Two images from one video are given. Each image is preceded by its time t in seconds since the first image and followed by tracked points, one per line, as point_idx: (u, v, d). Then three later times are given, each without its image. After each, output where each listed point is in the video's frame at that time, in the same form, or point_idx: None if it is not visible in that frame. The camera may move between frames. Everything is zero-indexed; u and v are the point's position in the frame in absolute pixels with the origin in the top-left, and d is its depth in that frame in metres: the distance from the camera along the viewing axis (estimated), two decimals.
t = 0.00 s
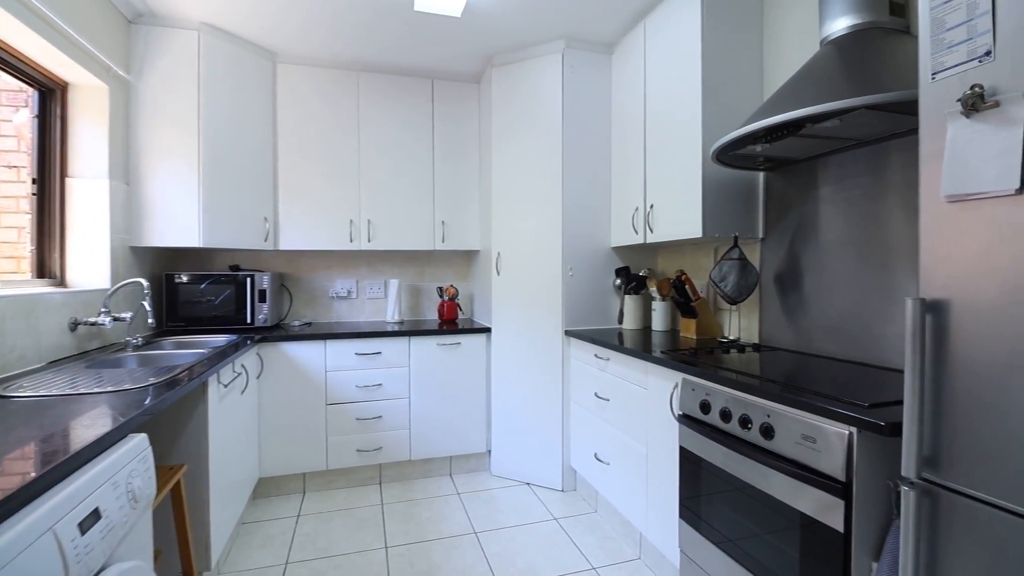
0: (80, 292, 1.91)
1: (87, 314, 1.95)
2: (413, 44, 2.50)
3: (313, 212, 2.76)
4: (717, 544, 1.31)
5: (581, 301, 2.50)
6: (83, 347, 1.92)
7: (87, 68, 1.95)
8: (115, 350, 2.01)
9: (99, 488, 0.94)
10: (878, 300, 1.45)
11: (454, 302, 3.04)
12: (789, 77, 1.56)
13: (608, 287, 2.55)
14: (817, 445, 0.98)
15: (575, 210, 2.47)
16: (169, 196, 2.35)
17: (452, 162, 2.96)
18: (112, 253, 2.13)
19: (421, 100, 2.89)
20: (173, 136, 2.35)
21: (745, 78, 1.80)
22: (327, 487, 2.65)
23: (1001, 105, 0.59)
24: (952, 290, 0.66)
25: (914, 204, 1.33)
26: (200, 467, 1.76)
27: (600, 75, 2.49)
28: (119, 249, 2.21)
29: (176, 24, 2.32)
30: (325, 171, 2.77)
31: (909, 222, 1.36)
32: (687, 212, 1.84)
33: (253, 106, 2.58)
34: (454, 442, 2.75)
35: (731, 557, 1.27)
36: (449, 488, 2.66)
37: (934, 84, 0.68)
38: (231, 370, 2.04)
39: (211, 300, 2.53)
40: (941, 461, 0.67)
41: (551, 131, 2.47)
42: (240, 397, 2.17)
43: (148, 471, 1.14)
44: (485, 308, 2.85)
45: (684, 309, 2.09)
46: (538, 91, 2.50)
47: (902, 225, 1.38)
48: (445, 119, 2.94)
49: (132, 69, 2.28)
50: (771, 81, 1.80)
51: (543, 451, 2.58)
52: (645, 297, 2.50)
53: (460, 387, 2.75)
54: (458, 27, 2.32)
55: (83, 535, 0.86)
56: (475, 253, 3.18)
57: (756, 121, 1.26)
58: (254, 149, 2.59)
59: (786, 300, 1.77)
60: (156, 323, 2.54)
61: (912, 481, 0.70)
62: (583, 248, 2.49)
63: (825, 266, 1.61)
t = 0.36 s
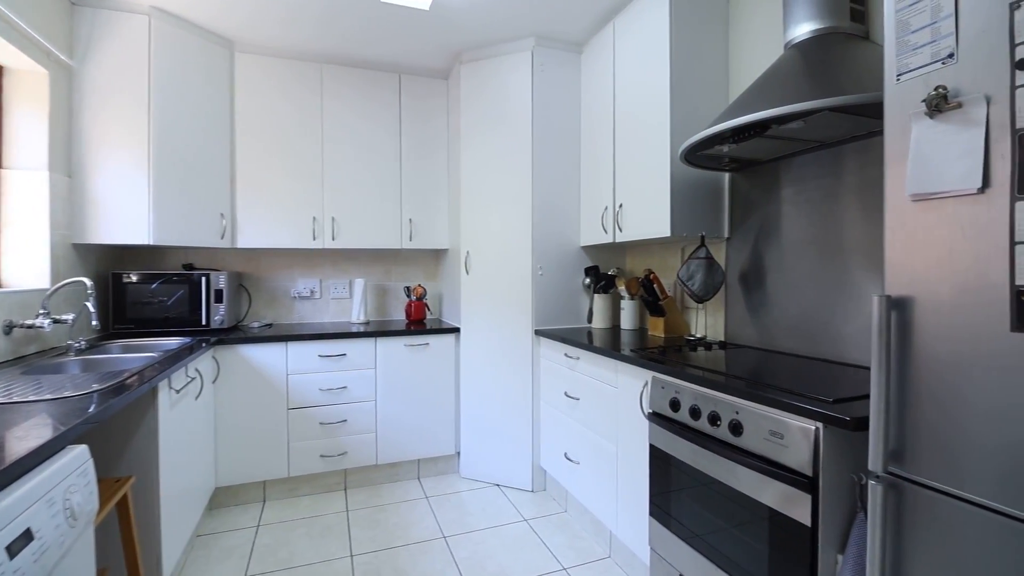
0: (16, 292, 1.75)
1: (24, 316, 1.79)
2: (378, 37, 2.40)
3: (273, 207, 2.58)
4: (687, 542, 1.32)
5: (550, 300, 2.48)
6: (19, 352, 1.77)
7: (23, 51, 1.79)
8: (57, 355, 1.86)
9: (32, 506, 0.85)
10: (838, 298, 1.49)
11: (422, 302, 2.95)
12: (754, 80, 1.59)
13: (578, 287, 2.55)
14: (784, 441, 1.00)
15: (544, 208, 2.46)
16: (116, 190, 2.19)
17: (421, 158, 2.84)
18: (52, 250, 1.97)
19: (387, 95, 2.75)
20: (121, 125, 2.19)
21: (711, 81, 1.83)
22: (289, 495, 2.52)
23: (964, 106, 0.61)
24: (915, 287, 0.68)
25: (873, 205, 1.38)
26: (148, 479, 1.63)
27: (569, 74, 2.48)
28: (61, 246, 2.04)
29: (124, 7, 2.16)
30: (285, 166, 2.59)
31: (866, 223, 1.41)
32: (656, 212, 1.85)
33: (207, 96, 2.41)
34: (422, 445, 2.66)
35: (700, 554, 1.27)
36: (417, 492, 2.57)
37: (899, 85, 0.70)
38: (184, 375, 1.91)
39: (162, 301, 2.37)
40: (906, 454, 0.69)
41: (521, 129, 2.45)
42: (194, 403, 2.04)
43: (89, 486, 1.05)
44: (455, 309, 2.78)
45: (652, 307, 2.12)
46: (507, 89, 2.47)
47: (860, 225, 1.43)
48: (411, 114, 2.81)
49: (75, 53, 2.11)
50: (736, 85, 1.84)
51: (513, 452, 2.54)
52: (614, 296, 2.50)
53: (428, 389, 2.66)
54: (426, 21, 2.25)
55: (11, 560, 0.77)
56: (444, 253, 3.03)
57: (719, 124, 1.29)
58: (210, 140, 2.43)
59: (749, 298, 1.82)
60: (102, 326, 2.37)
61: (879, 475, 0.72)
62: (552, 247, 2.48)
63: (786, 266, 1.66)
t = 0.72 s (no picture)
0: None
1: None
2: (340, 29, 2.30)
3: (225, 202, 2.45)
4: (656, 539, 1.32)
5: (519, 299, 2.46)
6: None
7: None
8: None
9: None
10: (797, 295, 1.54)
11: (388, 302, 2.86)
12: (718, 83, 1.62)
13: (546, 286, 2.54)
14: (748, 436, 1.01)
15: (512, 207, 2.43)
16: (59, 187, 1.98)
17: (386, 154, 2.73)
18: None
19: (351, 89, 2.64)
20: (63, 117, 1.97)
21: (675, 84, 1.86)
22: (248, 505, 2.38)
23: (921, 108, 0.63)
24: (874, 284, 0.70)
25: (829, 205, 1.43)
26: (90, 491, 1.50)
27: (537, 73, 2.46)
28: None
29: None
30: (240, 160, 2.46)
31: (822, 222, 1.46)
32: (624, 211, 1.86)
33: (159, 84, 2.24)
34: (388, 449, 2.58)
35: (669, 550, 1.27)
36: (382, 496, 2.49)
37: (859, 88, 0.72)
38: (131, 380, 1.77)
39: (108, 302, 2.20)
40: (866, 447, 0.71)
41: (489, 127, 2.42)
42: (141, 411, 1.89)
43: (21, 502, 0.95)
44: (421, 309, 2.70)
45: (619, 306, 2.14)
46: (475, 86, 2.44)
47: (817, 224, 1.48)
48: (377, 112, 2.70)
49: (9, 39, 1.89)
50: (699, 88, 1.88)
51: (481, 454, 2.49)
52: (581, 295, 2.51)
53: (394, 391, 2.58)
54: (391, 14, 2.18)
55: None
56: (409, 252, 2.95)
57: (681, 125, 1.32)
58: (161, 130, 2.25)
59: (711, 295, 1.86)
60: (40, 331, 2.18)
61: (840, 468, 0.74)
62: (520, 246, 2.46)
63: (747, 265, 1.71)
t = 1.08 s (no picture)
0: None
1: None
2: (302, 20, 2.18)
3: (181, 194, 2.26)
4: (632, 538, 1.31)
5: (489, 298, 2.43)
6: None
7: None
8: None
9: None
10: (763, 291, 1.57)
11: (354, 301, 2.76)
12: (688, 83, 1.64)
13: (516, 285, 2.51)
14: (721, 432, 1.02)
15: (483, 204, 2.39)
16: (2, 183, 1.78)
17: (353, 149, 2.60)
18: None
19: (316, 81, 2.50)
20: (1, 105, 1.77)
21: (646, 84, 1.87)
22: (204, 515, 2.23)
23: (891, 107, 0.64)
24: (844, 280, 0.71)
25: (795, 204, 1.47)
26: (25, 506, 1.36)
27: (508, 70, 2.43)
28: None
29: None
30: (196, 153, 2.27)
31: (789, 220, 1.50)
32: (595, 209, 1.85)
33: (109, 69, 2.06)
34: (354, 453, 2.47)
35: (644, 548, 1.26)
36: (348, 502, 2.38)
37: (831, 86, 0.72)
38: (73, 386, 1.63)
39: (49, 303, 2.03)
40: (837, 441, 0.73)
41: (459, 123, 2.37)
42: (87, 418, 1.74)
43: None
44: (389, 309, 2.61)
45: (590, 304, 2.14)
46: (444, 82, 2.38)
47: (784, 224, 1.51)
48: (344, 109, 2.57)
49: None
50: (669, 89, 1.89)
51: (450, 455, 2.43)
52: (551, 293, 2.50)
53: (361, 394, 2.48)
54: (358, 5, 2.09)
55: None
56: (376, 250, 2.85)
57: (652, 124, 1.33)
58: (106, 117, 2.06)
59: (679, 293, 1.88)
60: None
61: (813, 462, 0.75)
62: (490, 244, 2.42)
63: (715, 263, 1.74)
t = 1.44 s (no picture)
0: None
1: None
2: (270, 8, 2.08)
3: (142, 188, 2.12)
4: (615, 540, 1.29)
5: (466, 297, 2.38)
6: None
7: None
8: None
9: None
10: (741, 290, 1.59)
11: (325, 302, 2.66)
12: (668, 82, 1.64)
13: (493, 284, 2.47)
14: (707, 432, 1.01)
15: (460, 202, 2.34)
16: None
17: (323, 145, 2.51)
18: None
19: (283, 72, 2.40)
20: None
21: (624, 83, 1.87)
22: (165, 528, 2.10)
23: (880, 105, 0.64)
24: (832, 279, 0.71)
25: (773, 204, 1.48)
26: None
27: (484, 66, 2.39)
28: None
29: None
30: (154, 145, 2.14)
31: (766, 220, 1.52)
32: (574, 208, 1.84)
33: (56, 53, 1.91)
34: (325, 459, 2.37)
35: (628, 549, 1.25)
36: (319, 510, 2.28)
37: (818, 85, 0.72)
38: (20, 394, 1.50)
39: None
40: (825, 440, 0.73)
41: (435, 119, 2.31)
42: (35, 428, 1.60)
43: None
44: (362, 310, 2.52)
45: (568, 304, 2.12)
46: (420, 77, 2.32)
47: (761, 224, 1.53)
48: (314, 99, 2.47)
49: None
50: (646, 90, 1.90)
51: (426, 459, 2.36)
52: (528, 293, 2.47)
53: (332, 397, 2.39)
54: None
55: None
56: (348, 249, 2.76)
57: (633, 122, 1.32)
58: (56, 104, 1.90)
59: (657, 292, 1.89)
60: None
61: (801, 460, 0.75)
62: (467, 243, 2.37)
63: (694, 262, 1.74)
